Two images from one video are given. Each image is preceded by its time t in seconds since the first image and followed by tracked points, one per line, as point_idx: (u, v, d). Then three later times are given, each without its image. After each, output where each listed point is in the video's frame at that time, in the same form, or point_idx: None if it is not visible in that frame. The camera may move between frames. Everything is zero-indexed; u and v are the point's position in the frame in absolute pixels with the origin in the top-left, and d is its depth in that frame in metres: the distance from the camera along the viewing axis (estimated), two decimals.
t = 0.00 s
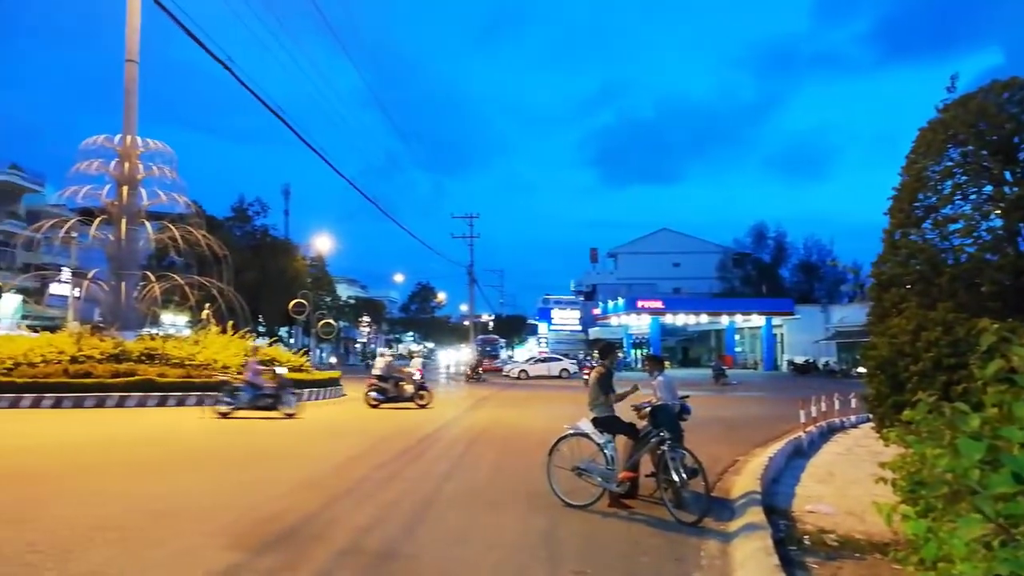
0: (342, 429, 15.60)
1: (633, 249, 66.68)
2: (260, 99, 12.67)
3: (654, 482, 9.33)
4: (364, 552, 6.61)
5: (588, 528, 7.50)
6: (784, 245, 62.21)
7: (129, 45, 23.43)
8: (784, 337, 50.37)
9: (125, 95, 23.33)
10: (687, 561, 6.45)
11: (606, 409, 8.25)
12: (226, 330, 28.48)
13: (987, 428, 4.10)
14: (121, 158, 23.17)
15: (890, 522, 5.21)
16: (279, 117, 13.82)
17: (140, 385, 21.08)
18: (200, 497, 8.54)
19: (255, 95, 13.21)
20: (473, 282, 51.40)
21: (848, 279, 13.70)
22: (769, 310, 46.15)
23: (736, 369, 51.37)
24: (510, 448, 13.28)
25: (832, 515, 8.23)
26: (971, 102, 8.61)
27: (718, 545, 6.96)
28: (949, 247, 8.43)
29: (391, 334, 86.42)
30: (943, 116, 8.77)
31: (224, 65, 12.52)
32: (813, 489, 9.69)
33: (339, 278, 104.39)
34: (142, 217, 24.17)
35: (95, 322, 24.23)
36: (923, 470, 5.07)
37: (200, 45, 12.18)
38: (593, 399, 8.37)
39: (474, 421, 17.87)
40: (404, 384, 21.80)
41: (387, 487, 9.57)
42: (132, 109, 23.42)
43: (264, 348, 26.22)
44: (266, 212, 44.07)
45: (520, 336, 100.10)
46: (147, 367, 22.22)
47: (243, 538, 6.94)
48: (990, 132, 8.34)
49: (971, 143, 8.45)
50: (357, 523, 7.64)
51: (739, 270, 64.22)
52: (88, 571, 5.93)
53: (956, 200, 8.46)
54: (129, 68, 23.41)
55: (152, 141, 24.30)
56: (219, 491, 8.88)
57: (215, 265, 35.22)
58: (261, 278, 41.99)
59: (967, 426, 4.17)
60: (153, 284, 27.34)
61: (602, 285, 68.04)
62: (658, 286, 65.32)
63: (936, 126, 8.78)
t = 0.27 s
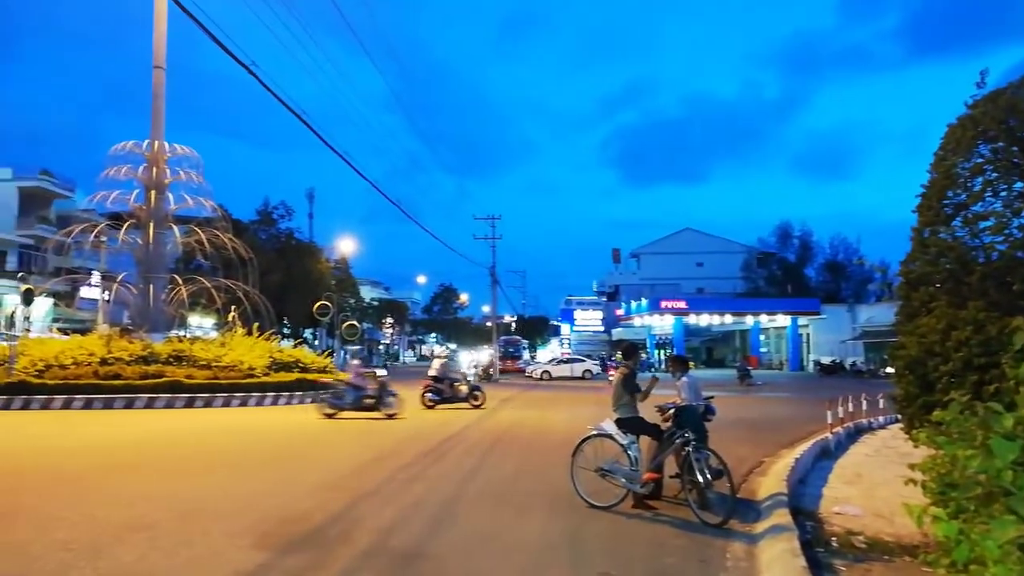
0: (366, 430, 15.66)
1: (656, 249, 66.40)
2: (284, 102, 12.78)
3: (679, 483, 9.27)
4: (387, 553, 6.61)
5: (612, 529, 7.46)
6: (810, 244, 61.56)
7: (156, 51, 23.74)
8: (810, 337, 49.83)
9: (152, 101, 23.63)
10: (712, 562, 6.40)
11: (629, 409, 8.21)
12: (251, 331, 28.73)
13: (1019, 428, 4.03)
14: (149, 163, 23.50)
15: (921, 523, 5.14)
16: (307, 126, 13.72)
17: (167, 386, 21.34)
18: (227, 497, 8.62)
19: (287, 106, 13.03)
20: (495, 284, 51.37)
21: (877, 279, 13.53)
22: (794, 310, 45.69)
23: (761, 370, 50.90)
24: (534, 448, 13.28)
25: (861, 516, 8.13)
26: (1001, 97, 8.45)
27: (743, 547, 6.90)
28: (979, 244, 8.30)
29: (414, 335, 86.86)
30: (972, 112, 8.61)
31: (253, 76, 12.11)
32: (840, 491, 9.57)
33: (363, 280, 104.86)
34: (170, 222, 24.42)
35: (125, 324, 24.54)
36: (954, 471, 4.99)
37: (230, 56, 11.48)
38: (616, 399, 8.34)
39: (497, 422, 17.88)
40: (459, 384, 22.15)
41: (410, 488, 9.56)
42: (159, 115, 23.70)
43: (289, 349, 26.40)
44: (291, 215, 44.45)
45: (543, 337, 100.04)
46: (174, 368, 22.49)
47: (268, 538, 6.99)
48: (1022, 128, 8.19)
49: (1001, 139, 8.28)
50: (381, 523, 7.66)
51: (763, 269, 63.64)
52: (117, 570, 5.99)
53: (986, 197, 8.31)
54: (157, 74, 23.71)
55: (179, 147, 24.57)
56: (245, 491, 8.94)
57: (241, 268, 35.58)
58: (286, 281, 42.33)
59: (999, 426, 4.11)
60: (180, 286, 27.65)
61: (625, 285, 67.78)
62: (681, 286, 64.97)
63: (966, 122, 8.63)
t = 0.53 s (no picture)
0: (381, 431, 15.69)
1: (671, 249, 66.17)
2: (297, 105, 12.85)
3: (695, 484, 9.22)
4: (403, 554, 6.63)
5: (629, 530, 7.43)
6: (826, 243, 61.14)
7: (172, 56, 23.91)
8: (827, 337, 49.48)
9: (168, 105, 23.80)
10: (729, 564, 6.36)
11: (644, 410, 8.19)
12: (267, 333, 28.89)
13: None
14: (166, 167, 23.71)
15: (942, 525, 5.08)
16: (319, 127, 13.63)
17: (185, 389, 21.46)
18: (243, 498, 8.65)
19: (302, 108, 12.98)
20: (510, 285, 51.33)
21: (895, 277, 13.40)
22: (810, 310, 45.37)
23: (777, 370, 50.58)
24: (549, 450, 13.25)
25: (880, 518, 8.06)
26: (1019, 93, 8.36)
27: (761, 548, 6.84)
28: (998, 242, 8.20)
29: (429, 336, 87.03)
30: (990, 108, 8.51)
31: (265, 75, 12.03)
32: (859, 492, 9.49)
33: (377, 282, 105.10)
34: (186, 225, 24.61)
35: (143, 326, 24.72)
36: (975, 472, 4.94)
37: (244, 58, 11.62)
38: (631, 400, 8.30)
39: (512, 423, 17.87)
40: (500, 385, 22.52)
41: (426, 489, 9.58)
42: (175, 119, 23.88)
43: (305, 351, 26.50)
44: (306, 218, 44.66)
45: (557, 337, 99.86)
46: (192, 371, 22.63)
47: (285, 539, 7.00)
48: None
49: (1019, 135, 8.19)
50: (397, 524, 7.67)
51: (779, 269, 63.24)
52: (136, 571, 6.02)
53: (1005, 194, 8.22)
54: (172, 79, 23.90)
55: (195, 150, 24.76)
56: (262, 493, 8.98)
57: (257, 271, 35.79)
58: (302, 283, 42.51)
59: None
60: (197, 289, 27.85)
61: (639, 286, 67.62)
62: (697, 286, 64.72)
63: (984, 118, 8.53)
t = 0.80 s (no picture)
0: (397, 436, 15.70)
1: (687, 253, 65.96)
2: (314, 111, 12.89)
3: (713, 490, 9.13)
4: (420, 559, 6.60)
5: (646, 536, 7.37)
6: (845, 246, 60.64)
7: (189, 63, 24.11)
8: (846, 341, 49.05)
9: (186, 112, 23.97)
10: (748, 571, 6.28)
11: (662, 415, 8.12)
12: (284, 338, 29.01)
13: None
14: (183, 173, 23.90)
15: (966, 531, 4.99)
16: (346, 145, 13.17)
17: (202, 393, 21.61)
18: (260, 503, 8.66)
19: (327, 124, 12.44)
20: (525, 289, 51.28)
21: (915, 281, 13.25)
22: (829, 313, 45.01)
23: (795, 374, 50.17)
24: (565, 454, 13.19)
25: (901, 524, 7.95)
26: None
27: (781, 554, 6.77)
28: (1022, 245, 8.08)
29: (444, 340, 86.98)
30: (1011, 109, 8.40)
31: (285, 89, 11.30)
32: (880, 498, 9.38)
33: (392, 287, 105.32)
34: (204, 230, 24.77)
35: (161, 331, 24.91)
36: (1000, 477, 4.84)
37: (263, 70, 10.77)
38: (648, 405, 8.24)
39: (527, 428, 17.82)
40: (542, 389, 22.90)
41: (442, 494, 9.56)
42: (192, 126, 24.06)
43: (321, 355, 26.56)
44: (322, 223, 44.86)
45: (573, 342, 99.62)
46: (209, 376, 22.76)
47: (301, 544, 6.99)
48: None
49: None
50: (413, 529, 7.65)
51: (797, 272, 62.78)
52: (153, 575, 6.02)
53: None
54: (189, 86, 24.08)
55: (212, 156, 24.92)
56: (279, 498, 8.99)
57: (274, 276, 35.99)
58: (317, 288, 42.68)
59: None
60: (214, 294, 28.01)
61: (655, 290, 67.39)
62: (713, 290, 64.41)
63: (1005, 119, 8.42)
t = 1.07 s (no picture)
0: (419, 437, 15.77)
1: (708, 254, 65.60)
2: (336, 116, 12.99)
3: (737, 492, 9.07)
4: (443, 561, 6.63)
5: (669, 538, 7.34)
6: (869, 246, 60.00)
7: (212, 69, 24.36)
8: (870, 343, 48.53)
9: (209, 118, 24.23)
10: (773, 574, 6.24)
11: (684, 417, 8.09)
12: (307, 340, 29.21)
13: None
14: (207, 178, 24.19)
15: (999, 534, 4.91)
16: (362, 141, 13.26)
17: (226, 395, 21.82)
18: (283, 504, 8.73)
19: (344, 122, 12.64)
20: (545, 291, 51.25)
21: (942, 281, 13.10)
22: (853, 314, 44.54)
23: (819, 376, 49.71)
24: (587, 457, 13.17)
25: (929, 528, 7.85)
26: None
27: (806, 558, 6.70)
28: None
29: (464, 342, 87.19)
30: None
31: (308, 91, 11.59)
32: (907, 501, 9.28)
33: (413, 289, 105.67)
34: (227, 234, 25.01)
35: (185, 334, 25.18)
36: None
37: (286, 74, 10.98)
38: (670, 407, 8.21)
39: (548, 430, 17.81)
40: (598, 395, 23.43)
41: (465, 495, 9.59)
42: (216, 131, 24.31)
43: (344, 357, 26.69)
44: (343, 227, 45.16)
45: (593, 343, 99.40)
46: (233, 378, 22.96)
47: (325, 545, 7.03)
48: None
49: None
50: (437, 530, 7.69)
51: (821, 273, 62.20)
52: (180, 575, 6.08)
53: None
54: (213, 91, 24.34)
55: (235, 161, 25.16)
56: (303, 499, 9.07)
57: (296, 278, 36.22)
58: (339, 290, 42.96)
59: None
60: (238, 297, 28.26)
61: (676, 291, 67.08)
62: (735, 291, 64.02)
63: None
